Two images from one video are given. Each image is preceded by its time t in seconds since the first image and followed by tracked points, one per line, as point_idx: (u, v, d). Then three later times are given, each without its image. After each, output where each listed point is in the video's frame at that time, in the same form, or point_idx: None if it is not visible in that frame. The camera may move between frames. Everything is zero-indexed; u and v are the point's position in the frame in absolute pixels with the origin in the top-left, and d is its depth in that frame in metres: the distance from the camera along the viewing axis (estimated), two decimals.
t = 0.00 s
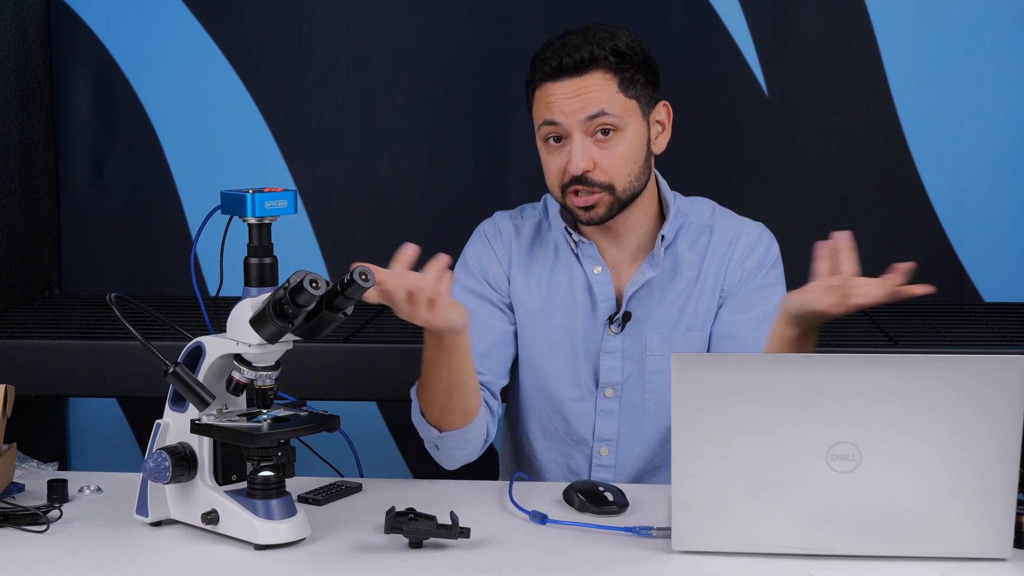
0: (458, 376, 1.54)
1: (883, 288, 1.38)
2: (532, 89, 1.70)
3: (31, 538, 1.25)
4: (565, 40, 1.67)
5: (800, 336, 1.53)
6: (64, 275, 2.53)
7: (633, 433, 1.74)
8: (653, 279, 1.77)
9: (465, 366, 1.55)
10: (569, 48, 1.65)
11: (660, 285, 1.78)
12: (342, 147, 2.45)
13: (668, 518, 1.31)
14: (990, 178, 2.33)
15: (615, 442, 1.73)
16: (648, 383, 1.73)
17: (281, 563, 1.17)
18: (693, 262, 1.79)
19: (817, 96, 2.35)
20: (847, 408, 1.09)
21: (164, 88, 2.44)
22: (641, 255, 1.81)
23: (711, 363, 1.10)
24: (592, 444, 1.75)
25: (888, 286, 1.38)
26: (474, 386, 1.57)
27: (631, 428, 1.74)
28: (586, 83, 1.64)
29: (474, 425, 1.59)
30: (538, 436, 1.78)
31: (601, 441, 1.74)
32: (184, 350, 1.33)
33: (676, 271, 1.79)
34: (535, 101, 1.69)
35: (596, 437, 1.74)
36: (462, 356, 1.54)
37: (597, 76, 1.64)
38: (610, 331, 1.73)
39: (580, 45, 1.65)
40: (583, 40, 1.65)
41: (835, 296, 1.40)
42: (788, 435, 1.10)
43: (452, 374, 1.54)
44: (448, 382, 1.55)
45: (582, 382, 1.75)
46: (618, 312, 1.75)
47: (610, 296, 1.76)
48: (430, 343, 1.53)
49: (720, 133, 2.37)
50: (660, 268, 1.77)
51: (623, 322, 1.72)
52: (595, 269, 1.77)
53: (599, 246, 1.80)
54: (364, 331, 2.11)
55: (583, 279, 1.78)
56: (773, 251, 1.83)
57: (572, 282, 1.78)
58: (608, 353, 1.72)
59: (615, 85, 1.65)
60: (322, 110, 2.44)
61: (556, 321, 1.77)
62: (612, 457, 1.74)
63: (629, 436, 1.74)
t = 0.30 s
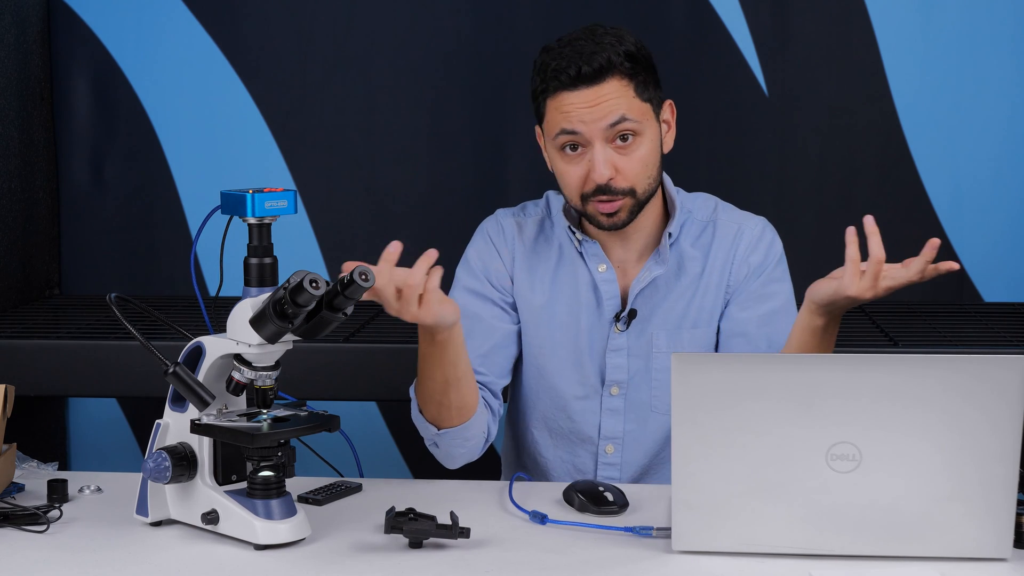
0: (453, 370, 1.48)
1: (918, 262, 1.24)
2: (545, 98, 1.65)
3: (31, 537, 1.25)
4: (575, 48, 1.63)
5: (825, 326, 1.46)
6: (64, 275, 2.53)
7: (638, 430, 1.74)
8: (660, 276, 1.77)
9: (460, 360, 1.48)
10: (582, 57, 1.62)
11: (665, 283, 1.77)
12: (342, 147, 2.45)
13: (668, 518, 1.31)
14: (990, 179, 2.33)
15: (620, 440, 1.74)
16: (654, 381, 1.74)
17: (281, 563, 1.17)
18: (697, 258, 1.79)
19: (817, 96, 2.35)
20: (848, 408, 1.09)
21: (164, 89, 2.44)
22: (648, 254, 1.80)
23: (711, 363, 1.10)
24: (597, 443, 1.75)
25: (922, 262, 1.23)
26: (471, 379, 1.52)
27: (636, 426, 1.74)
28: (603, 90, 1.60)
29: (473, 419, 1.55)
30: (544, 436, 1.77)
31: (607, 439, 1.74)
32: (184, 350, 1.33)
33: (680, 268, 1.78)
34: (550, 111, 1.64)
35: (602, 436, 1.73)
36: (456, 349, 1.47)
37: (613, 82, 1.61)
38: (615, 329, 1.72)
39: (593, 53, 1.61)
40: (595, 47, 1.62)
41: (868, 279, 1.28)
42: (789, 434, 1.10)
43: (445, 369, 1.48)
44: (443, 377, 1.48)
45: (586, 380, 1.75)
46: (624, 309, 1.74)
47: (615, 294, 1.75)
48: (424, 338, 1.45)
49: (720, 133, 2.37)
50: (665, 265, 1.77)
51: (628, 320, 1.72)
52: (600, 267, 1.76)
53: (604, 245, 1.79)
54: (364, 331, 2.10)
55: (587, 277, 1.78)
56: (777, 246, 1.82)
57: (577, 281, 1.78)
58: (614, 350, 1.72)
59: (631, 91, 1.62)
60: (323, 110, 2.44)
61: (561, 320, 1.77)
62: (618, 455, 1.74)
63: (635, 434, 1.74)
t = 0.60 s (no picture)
0: (447, 368, 1.48)
1: (915, 257, 1.23)
2: (543, 97, 1.65)
3: (31, 537, 1.25)
4: (574, 48, 1.63)
5: (826, 324, 1.46)
6: (64, 275, 2.53)
7: (638, 430, 1.74)
8: (660, 277, 1.77)
9: (454, 357, 1.48)
10: (581, 56, 1.62)
11: (665, 283, 1.77)
12: (342, 147, 2.45)
13: (668, 518, 1.31)
14: (990, 179, 2.33)
15: (620, 439, 1.74)
16: (654, 381, 1.74)
17: (281, 564, 1.17)
18: (698, 258, 1.79)
19: (817, 96, 2.35)
20: (848, 407, 1.09)
21: (164, 89, 2.44)
22: (647, 255, 1.80)
23: (711, 363, 1.10)
24: (597, 442, 1.75)
25: (918, 256, 1.22)
26: (466, 377, 1.52)
27: (636, 425, 1.74)
28: (600, 90, 1.60)
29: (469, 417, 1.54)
30: (544, 435, 1.77)
31: (606, 439, 1.74)
32: (184, 350, 1.33)
33: (681, 268, 1.78)
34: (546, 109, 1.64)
35: (602, 435, 1.73)
36: (450, 347, 1.47)
37: (611, 83, 1.61)
38: (615, 329, 1.72)
39: (592, 53, 1.61)
40: (594, 47, 1.62)
41: (866, 275, 1.29)
42: (789, 434, 1.10)
43: (440, 366, 1.48)
44: (438, 374, 1.49)
45: (586, 380, 1.75)
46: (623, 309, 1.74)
47: (615, 294, 1.75)
48: (419, 335, 1.45)
49: (720, 133, 2.37)
50: (666, 265, 1.77)
51: (628, 320, 1.72)
52: (600, 267, 1.76)
53: (604, 245, 1.79)
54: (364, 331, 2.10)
55: (587, 277, 1.78)
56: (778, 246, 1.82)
57: (576, 280, 1.78)
58: (614, 350, 1.72)
59: (628, 92, 1.62)
60: (322, 110, 2.44)
61: (561, 319, 1.77)
62: (618, 455, 1.74)
63: (635, 433, 1.74)
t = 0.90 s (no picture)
0: (428, 326, 1.45)
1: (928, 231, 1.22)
2: (564, 81, 1.65)
3: (31, 538, 1.25)
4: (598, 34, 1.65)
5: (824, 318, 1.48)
6: (64, 275, 2.53)
7: (635, 426, 1.74)
8: (652, 272, 1.77)
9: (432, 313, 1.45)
10: (607, 41, 1.63)
11: (658, 278, 1.78)
12: (342, 147, 2.45)
13: (668, 519, 1.31)
14: (990, 179, 2.33)
15: (617, 435, 1.73)
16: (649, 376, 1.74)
17: (281, 563, 1.17)
18: (690, 252, 1.79)
19: (817, 96, 2.35)
20: (848, 408, 1.09)
21: (164, 89, 2.44)
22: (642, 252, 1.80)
23: (710, 362, 1.10)
24: (594, 439, 1.74)
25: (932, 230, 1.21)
26: (449, 341, 1.50)
27: (633, 421, 1.74)
28: (626, 75, 1.62)
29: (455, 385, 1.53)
30: (541, 434, 1.77)
31: (604, 435, 1.73)
32: (184, 349, 1.33)
33: (673, 263, 1.79)
34: (568, 93, 1.65)
35: (599, 432, 1.73)
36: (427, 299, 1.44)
37: (636, 68, 1.63)
38: (609, 325, 1.73)
39: (618, 38, 1.63)
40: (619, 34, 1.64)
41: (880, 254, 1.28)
42: (789, 434, 1.10)
43: (420, 324, 1.45)
44: (418, 334, 1.46)
45: (582, 377, 1.75)
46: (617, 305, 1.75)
47: (610, 290, 1.76)
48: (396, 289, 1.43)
49: (720, 133, 2.37)
50: (657, 259, 1.77)
51: (622, 316, 1.73)
52: (595, 263, 1.76)
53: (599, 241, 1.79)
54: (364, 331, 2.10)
55: (583, 273, 1.78)
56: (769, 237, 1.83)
57: (572, 277, 1.78)
58: (608, 346, 1.73)
59: (650, 80, 1.64)
60: (323, 110, 2.44)
61: (557, 317, 1.77)
62: (616, 451, 1.74)
63: (632, 429, 1.74)
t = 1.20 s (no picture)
0: (457, 356, 1.58)
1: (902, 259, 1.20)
2: (558, 86, 1.66)
3: (31, 537, 1.25)
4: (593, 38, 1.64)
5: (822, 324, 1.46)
6: (64, 275, 2.53)
7: (635, 430, 1.74)
8: (651, 275, 1.78)
9: (464, 348, 1.58)
10: (601, 47, 1.63)
11: (657, 282, 1.78)
12: (342, 146, 2.45)
13: (668, 519, 1.31)
14: (989, 179, 2.33)
15: (618, 440, 1.73)
16: (650, 380, 1.74)
17: (280, 563, 1.17)
18: (689, 255, 1.79)
19: (817, 96, 2.35)
20: (848, 408, 1.09)
21: (164, 89, 2.44)
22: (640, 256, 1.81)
23: (710, 362, 1.10)
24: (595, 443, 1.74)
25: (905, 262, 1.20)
26: (473, 370, 1.60)
27: (634, 426, 1.74)
28: (618, 83, 1.62)
29: (470, 410, 1.61)
30: (541, 437, 1.77)
31: (604, 439, 1.73)
32: (184, 349, 1.33)
33: (673, 266, 1.78)
34: (561, 100, 1.65)
35: (600, 436, 1.73)
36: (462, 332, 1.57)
37: (629, 76, 1.63)
38: (609, 329, 1.73)
39: (613, 45, 1.63)
40: (613, 39, 1.63)
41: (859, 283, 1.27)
42: (788, 434, 1.10)
43: (451, 352, 1.57)
44: (446, 361, 1.58)
45: (582, 381, 1.75)
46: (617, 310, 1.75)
47: (609, 294, 1.76)
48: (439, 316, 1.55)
49: (720, 133, 2.37)
50: (657, 263, 1.77)
51: (622, 320, 1.72)
52: (594, 267, 1.77)
53: (598, 246, 1.80)
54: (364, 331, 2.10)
55: (582, 277, 1.78)
56: (767, 240, 1.83)
57: (571, 281, 1.78)
58: (609, 350, 1.72)
59: (644, 87, 1.63)
60: (322, 110, 2.44)
61: (557, 320, 1.77)
62: (616, 456, 1.74)
63: (633, 433, 1.74)
